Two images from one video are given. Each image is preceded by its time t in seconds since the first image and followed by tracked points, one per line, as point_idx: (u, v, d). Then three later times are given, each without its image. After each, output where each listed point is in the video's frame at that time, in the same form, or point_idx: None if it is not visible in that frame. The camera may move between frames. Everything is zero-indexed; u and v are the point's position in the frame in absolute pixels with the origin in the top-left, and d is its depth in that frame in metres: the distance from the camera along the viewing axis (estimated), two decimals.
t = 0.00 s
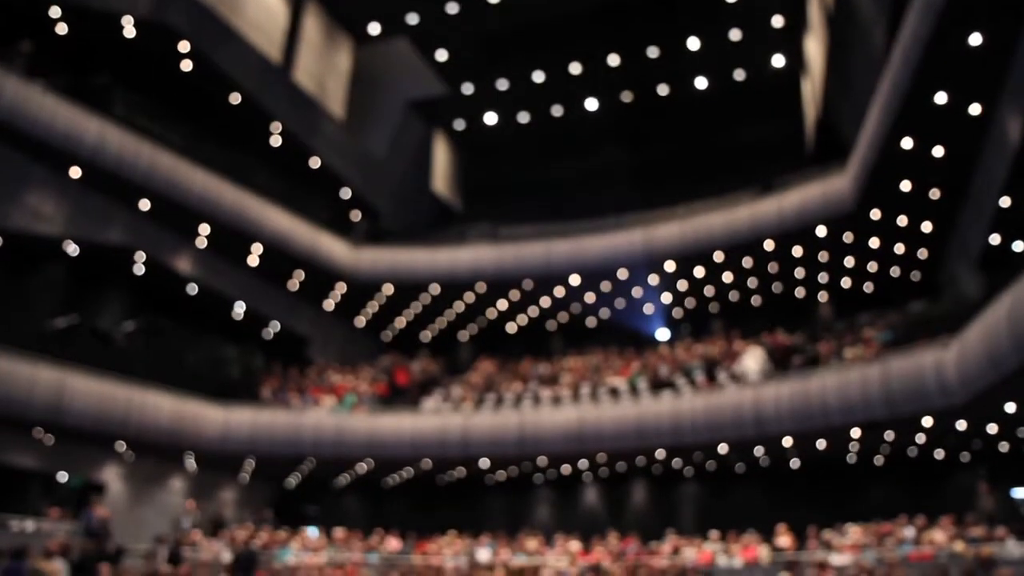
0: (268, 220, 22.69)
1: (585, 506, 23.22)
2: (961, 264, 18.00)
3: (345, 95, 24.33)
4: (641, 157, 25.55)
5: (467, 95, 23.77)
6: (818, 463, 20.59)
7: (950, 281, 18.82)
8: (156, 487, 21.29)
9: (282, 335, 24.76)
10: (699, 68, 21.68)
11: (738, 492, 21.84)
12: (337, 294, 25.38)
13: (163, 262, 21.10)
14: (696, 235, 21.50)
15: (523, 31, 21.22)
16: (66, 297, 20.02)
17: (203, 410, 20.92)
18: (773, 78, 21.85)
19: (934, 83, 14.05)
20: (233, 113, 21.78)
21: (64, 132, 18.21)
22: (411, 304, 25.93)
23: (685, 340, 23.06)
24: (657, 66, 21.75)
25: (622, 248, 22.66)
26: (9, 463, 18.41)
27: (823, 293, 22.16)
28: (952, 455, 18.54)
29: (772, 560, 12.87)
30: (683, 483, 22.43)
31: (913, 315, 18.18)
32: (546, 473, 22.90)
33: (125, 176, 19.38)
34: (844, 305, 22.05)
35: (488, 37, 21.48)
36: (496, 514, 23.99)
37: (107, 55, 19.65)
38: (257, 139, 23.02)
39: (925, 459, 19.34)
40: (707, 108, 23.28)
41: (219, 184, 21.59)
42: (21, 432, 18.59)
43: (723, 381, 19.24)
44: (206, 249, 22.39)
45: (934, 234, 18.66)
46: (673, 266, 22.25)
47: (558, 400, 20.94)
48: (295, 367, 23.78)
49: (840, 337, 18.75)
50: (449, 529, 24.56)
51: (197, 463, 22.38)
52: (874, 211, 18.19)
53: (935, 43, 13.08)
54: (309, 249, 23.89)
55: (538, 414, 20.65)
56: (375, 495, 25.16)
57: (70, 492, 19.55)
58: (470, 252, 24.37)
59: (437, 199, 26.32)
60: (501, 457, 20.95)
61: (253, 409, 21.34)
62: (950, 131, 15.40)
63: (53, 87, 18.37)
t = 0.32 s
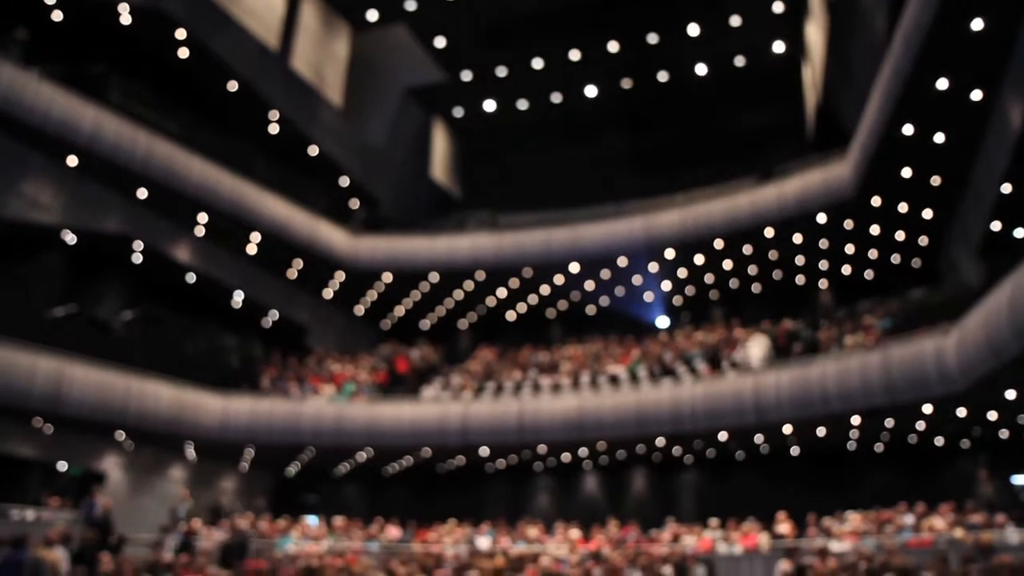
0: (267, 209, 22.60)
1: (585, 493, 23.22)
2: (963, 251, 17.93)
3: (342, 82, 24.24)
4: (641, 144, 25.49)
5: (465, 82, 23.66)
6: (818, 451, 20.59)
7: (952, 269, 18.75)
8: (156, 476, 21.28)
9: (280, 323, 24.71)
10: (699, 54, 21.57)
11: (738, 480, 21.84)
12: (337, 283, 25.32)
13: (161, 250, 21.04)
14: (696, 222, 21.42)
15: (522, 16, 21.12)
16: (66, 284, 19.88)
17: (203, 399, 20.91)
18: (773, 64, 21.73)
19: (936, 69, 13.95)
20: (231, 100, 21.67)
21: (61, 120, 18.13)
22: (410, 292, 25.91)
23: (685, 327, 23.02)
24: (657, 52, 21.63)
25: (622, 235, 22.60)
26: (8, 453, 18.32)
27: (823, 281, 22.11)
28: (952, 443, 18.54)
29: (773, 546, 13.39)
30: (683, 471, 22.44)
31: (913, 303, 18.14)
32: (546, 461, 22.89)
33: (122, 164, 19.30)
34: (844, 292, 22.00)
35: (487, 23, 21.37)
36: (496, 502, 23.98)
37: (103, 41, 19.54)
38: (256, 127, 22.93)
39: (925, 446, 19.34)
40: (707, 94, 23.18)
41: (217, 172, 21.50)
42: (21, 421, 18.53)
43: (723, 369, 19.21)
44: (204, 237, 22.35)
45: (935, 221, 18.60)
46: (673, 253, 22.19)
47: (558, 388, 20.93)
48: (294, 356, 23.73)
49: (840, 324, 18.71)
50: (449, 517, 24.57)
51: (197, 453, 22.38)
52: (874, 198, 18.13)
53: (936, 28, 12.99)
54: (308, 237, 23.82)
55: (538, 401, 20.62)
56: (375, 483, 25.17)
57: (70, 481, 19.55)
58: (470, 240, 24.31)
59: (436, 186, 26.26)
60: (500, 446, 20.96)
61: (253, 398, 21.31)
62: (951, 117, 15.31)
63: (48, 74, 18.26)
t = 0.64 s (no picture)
0: (266, 196, 22.51)
1: (584, 481, 23.22)
2: (963, 240, 17.90)
3: (341, 69, 24.20)
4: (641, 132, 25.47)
5: (464, 70, 23.56)
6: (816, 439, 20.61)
7: (952, 258, 18.84)
8: (155, 465, 21.29)
9: (279, 312, 24.63)
10: (700, 42, 21.46)
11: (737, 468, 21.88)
12: (336, 272, 25.24)
13: (159, 239, 20.99)
14: (696, 210, 21.34)
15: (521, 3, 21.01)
16: (67, 271, 19.89)
17: (202, 387, 20.89)
18: (775, 51, 21.63)
19: (939, 58, 13.85)
20: (229, 87, 21.56)
21: (58, 107, 18.04)
22: (408, 281, 25.78)
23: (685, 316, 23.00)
24: (657, 39, 21.53)
25: (621, 224, 22.55)
26: (8, 441, 18.27)
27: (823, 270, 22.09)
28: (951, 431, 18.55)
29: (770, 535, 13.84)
30: (682, 459, 22.44)
31: (914, 290, 18.08)
32: (545, 449, 22.88)
33: (119, 152, 19.21)
34: (844, 281, 21.93)
35: (486, 9, 21.25)
36: (496, 490, 23.98)
37: (100, 26, 19.43)
38: (254, 114, 22.83)
39: (923, 434, 19.34)
40: (707, 81, 23.08)
41: (216, 160, 21.41)
42: (20, 410, 18.47)
43: (720, 357, 19.19)
44: (202, 225, 22.34)
45: (935, 210, 18.56)
46: (673, 242, 22.13)
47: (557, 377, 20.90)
48: (293, 344, 23.67)
49: (840, 313, 18.64)
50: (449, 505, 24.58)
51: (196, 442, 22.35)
52: (874, 187, 18.08)
53: (938, 16, 12.88)
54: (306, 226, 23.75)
55: (538, 389, 20.60)
56: (374, 471, 25.20)
57: (69, 469, 19.37)
58: (469, 228, 24.24)
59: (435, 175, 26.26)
60: (500, 434, 20.95)
61: (252, 386, 21.29)
62: (953, 105, 15.23)
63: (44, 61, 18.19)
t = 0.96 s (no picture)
0: (264, 183, 22.40)
1: (583, 469, 23.24)
2: (964, 227, 17.87)
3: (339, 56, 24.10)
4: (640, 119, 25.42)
5: (463, 56, 23.44)
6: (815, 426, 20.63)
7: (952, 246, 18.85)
8: (154, 453, 21.29)
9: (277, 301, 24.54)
10: (700, 28, 21.34)
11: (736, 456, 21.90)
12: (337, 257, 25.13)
13: (156, 227, 20.95)
14: (696, 198, 21.28)
15: None
16: (63, 259, 19.69)
17: (200, 375, 20.86)
18: (775, 38, 21.52)
19: (940, 45, 13.73)
20: (226, 74, 21.44)
21: (55, 94, 17.94)
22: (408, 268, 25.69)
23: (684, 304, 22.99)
24: (657, 25, 21.41)
25: (621, 211, 22.49)
26: (7, 430, 18.22)
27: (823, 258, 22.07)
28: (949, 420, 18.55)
29: (768, 522, 14.39)
30: (680, 447, 22.47)
31: (913, 278, 18.07)
32: (545, 437, 22.89)
33: (116, 139, 19.12)
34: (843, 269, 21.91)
35: None
36: (495, 478, 24.00)
37: (96, 12, 19.30)
38: (252, 101, 22.72)
39: (922, 422, 19.34)
40: (708, 68, 22.97)
41: (213, 147, 21.32)
42: (19, 399, 18.44)
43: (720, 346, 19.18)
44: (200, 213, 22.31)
45: (936, 197, 18.52)
46: (673, 230, 22.09)
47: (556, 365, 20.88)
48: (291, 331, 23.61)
49: (839, 300, 18.58)
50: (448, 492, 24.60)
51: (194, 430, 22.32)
52: (874, 174, 18.04)
53: (940, 4, 12.78)
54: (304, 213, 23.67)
55: (537, 377, 20.58)
56: (373, 459, 25.22)
57: (67, 457, 19.30)
58: (467, 216, 24.18)
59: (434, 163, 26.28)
60: (499, 422, 20.95)
61: (251, 374, 21.28)
62: (954, 93, 15.14)
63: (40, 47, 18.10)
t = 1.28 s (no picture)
0: (262, 167, 22.32)
1: (582, 454, 23.27)
2: (965, 213, 17.85)
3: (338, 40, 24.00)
4: (640, 103, 25.32)
5: (462, 40, 23.31)
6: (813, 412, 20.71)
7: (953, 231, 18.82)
8: (153, 438, 21.25)
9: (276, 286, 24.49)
10: (701, 12, 21.23)
11: (736, 442, 21.94)
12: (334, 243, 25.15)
13: (153, 212, 20.94)
14: (695, 184, 21.23)
15: None
16: (62, 243, 19.54)
17: (200, 360, 20.85)
18: (776, 22, 21.40)
19: (944, 30, 13.60)
20: (224, 57, 21.30)
21: (52, 78, 17.84)
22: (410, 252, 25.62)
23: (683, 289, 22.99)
24: (658, 9, 21.27)
25: (621, 197, 22.42)
26: (6, 416, 18.18)
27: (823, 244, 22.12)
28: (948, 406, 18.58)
29: (767, 508, 14.49)
30: (679, 433, 22.48)
31: (914, 264, 18.03)
32: (544, 422, 22.90)
33: (114, 124, 19.02)
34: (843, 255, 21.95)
35: None
36: (493, 463, 24.06)
37: None
38: (249, 85, 22.62)
39: (920, 408, 19.35)
40: (709, 52, 22.86)
41: (211, 132, 21.21)
42: (18, 385, 18.41)
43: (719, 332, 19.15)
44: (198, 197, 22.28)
45: (937, 183, 18.47)
46: (672, 215, 22.03)
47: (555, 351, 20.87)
48: (290, 317, 23.60)
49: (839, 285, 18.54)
50: (448, 478, 24.64)
51: (193, 415, 22.30)
52: (875, 160, 18.00)
53: None
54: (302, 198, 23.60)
55: (537, 363, 20.56)
56: (372, 445, 25.29)
57: (68, 442, 19.29)
58: (466, 201, 24.11)
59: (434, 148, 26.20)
60: (498, 408, 20.96)
61: (250, 360, 21.28)
62: (957, 78, 15.03)
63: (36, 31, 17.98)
